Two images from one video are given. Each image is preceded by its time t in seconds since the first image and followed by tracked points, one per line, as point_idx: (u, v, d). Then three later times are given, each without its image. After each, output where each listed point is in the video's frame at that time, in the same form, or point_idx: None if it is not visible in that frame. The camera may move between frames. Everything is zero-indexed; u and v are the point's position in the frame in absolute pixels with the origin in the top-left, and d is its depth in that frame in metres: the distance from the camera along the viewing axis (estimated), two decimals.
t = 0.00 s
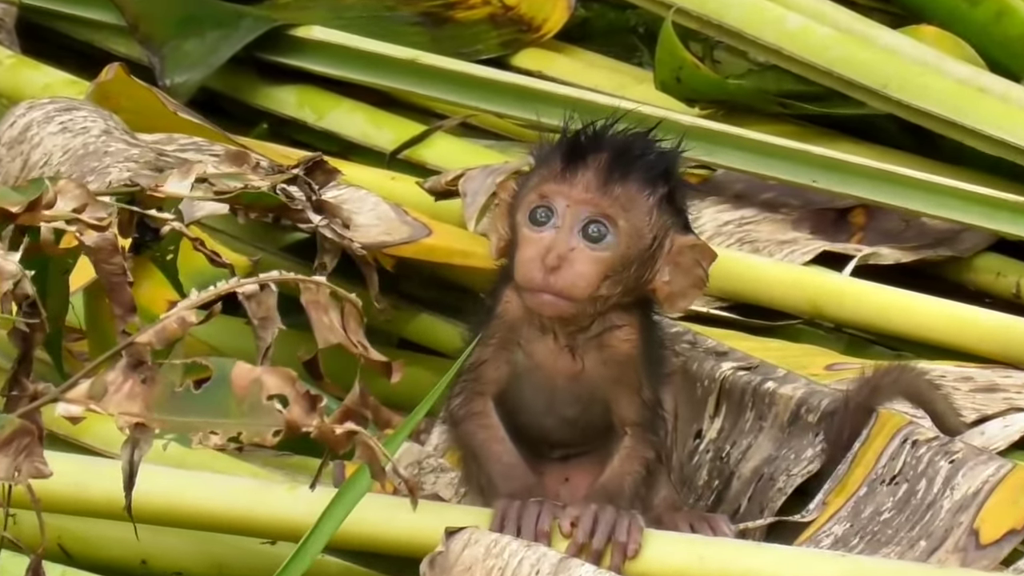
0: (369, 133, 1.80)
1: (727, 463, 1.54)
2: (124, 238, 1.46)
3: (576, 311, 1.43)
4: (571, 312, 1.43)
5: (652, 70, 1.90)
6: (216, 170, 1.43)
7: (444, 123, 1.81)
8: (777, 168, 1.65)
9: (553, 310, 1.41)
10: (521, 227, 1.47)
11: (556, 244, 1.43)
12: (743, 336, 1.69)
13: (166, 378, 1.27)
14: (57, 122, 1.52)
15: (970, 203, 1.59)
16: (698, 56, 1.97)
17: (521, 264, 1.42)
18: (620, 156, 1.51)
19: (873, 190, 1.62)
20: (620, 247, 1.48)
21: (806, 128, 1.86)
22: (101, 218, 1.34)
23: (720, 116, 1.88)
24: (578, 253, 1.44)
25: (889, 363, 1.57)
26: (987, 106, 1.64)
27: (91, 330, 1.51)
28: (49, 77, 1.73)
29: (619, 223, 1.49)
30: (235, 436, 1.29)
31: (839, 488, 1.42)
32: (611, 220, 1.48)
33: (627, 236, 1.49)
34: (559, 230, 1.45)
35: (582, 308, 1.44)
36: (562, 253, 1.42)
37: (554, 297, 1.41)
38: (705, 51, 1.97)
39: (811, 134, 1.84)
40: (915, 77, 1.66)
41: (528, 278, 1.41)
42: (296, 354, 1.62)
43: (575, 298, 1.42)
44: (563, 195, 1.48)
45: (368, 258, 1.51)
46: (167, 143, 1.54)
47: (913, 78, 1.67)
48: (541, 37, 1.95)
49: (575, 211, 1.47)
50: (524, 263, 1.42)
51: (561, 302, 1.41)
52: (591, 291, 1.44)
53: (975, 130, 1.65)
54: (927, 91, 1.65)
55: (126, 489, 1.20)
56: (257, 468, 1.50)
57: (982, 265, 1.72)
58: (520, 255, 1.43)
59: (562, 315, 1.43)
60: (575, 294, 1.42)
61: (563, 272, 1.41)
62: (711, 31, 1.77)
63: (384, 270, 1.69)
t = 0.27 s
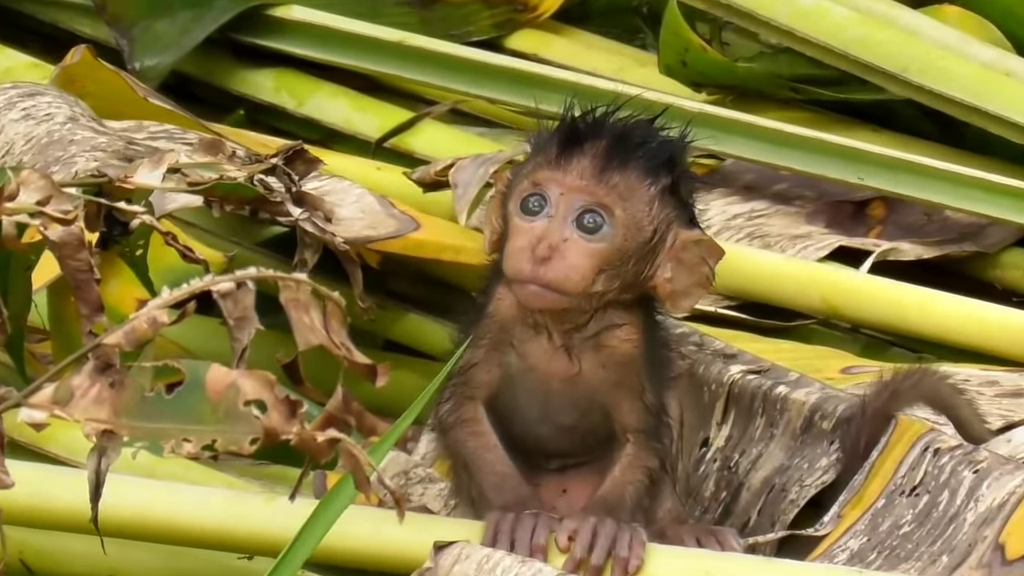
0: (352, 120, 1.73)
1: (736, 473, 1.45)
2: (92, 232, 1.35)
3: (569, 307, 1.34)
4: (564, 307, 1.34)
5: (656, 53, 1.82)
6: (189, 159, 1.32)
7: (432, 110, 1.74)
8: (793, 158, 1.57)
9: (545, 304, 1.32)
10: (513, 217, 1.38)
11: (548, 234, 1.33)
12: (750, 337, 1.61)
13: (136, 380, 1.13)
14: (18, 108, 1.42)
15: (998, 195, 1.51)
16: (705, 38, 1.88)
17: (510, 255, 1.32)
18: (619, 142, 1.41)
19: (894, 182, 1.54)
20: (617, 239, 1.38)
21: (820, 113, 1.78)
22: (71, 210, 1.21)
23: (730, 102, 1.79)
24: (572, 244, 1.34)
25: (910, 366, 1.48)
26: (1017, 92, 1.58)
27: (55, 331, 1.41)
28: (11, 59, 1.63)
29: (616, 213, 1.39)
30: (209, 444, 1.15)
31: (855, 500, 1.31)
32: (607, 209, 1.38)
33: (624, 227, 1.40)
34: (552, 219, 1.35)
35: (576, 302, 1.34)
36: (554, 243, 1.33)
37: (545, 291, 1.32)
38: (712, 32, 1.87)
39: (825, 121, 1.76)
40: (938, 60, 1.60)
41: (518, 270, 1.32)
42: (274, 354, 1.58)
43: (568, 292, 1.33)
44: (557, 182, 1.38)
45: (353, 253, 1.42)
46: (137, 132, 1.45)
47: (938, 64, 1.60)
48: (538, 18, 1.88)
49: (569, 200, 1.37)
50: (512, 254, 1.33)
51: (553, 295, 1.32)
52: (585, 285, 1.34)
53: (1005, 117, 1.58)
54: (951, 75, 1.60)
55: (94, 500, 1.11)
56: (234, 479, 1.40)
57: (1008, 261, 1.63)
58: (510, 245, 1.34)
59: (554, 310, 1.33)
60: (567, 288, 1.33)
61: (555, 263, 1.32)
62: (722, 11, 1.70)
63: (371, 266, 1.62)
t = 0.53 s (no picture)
0: (342, 113, 1.70)
1: (733, 473, 1.42)
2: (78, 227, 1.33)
3: (551, 301, 1.31)
4: (546, 301, 1.31)
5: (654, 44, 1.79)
6: (175, 153, 1.28)
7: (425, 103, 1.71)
8: (794, 152, 1.54)
9: (525, 299, 1.29)
10: (495, 209, 1.35)
11: (530, 226, 1.31)
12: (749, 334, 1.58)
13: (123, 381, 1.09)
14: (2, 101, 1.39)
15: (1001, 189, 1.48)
16: (704, 29, 1.84)
17: (492, 248, 1.30)
18: (605, 132, 1.39)
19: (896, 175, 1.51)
20: (601, 231, 1.36)
21: (822, 106, 1.75)
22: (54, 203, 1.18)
23: (728, 94, 1.76)
24: (554, 236, 1.32)
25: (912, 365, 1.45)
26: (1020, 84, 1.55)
27: (40, 328, 1.38)
28: None
29: (601, 204, 1.36)
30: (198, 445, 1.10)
31: (856, 501, 1.29)
32: (591, 200, 1.35)
33: (609, 219, 1.37)
34: (535, 211, 1.32)
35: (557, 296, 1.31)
36: (536, 236, 1.30)
37: (526, 285, 1.29)
38: (712, 23, 1.84)
39: (826, 113, 1.73)
40: (942, 52, 1.57)
41: (499, 263, 1.29)
42: (264, 353, 1.57)
43: (548, 285, 1.30)
44: (540, 173, 1.36)
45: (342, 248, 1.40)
46: (122, 127, 1.42)
47: (942, 57, 1.57)
48: (534, 7, 1.85)
49: (553, 191, 1.34)
50: (494, 247, 1.30)
51: (534, 289, 1.29)
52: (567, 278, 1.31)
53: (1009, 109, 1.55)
54: (954, 66, 1.57)
55: (81, 503, 1.04)
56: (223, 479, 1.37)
57: (1012, 258, 1.60)
58: (492, 238, 1.31)
59: (536, 304, 1.30)
60: (549, 281, 1.30)
61: (536, 257, 1.29)
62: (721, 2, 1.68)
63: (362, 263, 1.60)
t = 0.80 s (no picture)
0: (339, 111, 1.70)
1: (730, 472, 1.42)
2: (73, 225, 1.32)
3: (547, 294, 1.31)
4: (543, 295, 1.31)
5: (649, 43, 1.79)
6: (171, 151, 1.28)
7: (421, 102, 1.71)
8: (789, 150, 1.54)
9: (521, 292, 1.29)
10: (493, 203, 1.35)
11: (527, 218, 1.31)
12: (746, 332, 1.58)
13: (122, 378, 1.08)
14: None
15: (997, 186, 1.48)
16: (700, 27, 1.84)
17: (489, 241, 1.30)
18: (602, 128, 1.39)
19: (890, 173, 1.51)
20: (597, 226, 1.36)
21: (818, 105, 1.75)
22: (49, 202, 1.17)
23: (724, 92, 1.77)
24: (551, 229, 1.32)
25: (908, 363, 1.45)
26: (1015, 82, 1.55)
27: (36, 327, 1.37)
28: None
29: (598, 198, 1.37)
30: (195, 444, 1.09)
31: (852, 500, 1.28)
32: (589, 194, 1.36)
33: (606, 214, 1.37)
34: (532, 205, 1.33)
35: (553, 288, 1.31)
36: (532, 228, 1.30)
37: (523, 279, 1.29)
38: (707, 21, 1.84)
39: (822, 112, 1.73)
40: (937, 50, 1.57)
41: (495, 256, 1.29)
42: (259, 352, 1.57)
43: (544, 278, 1.30)
44: (538, 167, 1.36)
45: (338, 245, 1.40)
46: (118, 126, 1.42)
47: (938, 55, 1.57)
48: (530, 6, 1.85)
49: (550, 184, 1.35)
50: (491, 240, 1.30)
51: (530, 282, 1.29)
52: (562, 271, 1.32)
53: (1004, 108, 1.55)
54: (950, 65, 1.57)
55: (75, 502, 1.03)
56: (220, 478, 1.37)
57: (1009, 256, 1.60)
58: (489, 232, 1.31)
59: (531, 297, 1.31)
60: (545, 273, 1.30)
61: (531, 249, 1.29)
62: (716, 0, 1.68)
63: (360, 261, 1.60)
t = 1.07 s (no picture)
0: (337, 109, 1.70)
1: (728, 470, 1.42)
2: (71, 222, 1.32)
3: (550, 291, 1.32)
4: (545, 292, 1.32)
5: (647, 41, 1.79)
6: (169, 149, 1.28)
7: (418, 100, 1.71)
8: (786, 148, 1.54)
9: (523, 289, 1.30)
10: (495, 200, 1.35)
11: (530, 216, 1.31)
12: (744, 330, 1.58)
13: (121, 374, 1.08)
14: None
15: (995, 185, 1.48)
16: (698, 26, 1.84)
17: (491, 239, 1.30)
18: (604, 126, 1.39)
19: (887, 172, 1.51)
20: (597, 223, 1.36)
21: (815, 103, 1.75)
22: (48, 199, 1.17)
23: (721, 91, 1.77)
24: (553, 227, 1.32)
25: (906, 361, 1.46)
26: (1011, 81, 1.55)
27: (34, 325, 1.37)
28: None
29: (601, 197, 1.37)
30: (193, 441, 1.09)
31: (849, 498, 1.28)
32: (591, 192, 1.36)
33: (609, 212, 1.37)
34: (534, 203, 1.33)
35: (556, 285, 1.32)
36: (535, 226, 1.31)
37: (526, 276, 1.30)
38: (705, 19, 1.84)
39: (819, 112, 1.73)
40: (934, 49, 1.57)
41: (498, 253, 1.30)
42: (258, 349, 1.57)
43: (547, 276, 1.31)
44: (540, 165, 1.36)
45: (336, 243, 1.40)
46: (117, 124, 1.42)
47: (934, 53, 1.57)
48: (528, 5, 1.85)
49: (552, 182, 1.35)
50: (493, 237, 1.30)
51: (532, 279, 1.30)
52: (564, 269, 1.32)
53: (1001, 106, 1.55)
54: (947, 63, 1.57)
55: (75, 498, 1.04)
56: (217, 476, 1.37)
57: (1007, 255, 1.60)
58: (492, 229, 1.32)
59: (534, 295, 1.31)
60: (547, 270, 1.31)
61: (534, 247, 1.30)
62: None
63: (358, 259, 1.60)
